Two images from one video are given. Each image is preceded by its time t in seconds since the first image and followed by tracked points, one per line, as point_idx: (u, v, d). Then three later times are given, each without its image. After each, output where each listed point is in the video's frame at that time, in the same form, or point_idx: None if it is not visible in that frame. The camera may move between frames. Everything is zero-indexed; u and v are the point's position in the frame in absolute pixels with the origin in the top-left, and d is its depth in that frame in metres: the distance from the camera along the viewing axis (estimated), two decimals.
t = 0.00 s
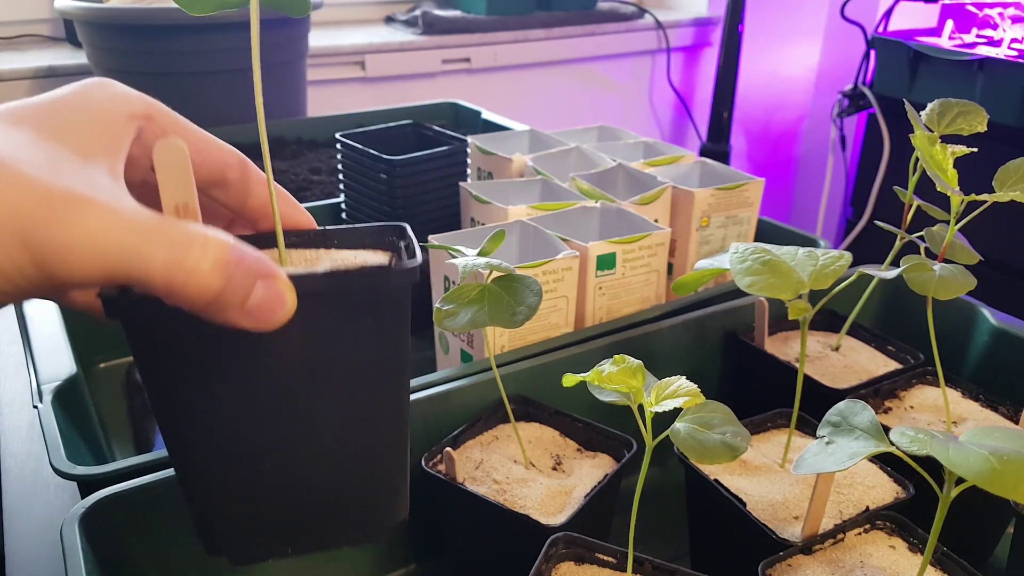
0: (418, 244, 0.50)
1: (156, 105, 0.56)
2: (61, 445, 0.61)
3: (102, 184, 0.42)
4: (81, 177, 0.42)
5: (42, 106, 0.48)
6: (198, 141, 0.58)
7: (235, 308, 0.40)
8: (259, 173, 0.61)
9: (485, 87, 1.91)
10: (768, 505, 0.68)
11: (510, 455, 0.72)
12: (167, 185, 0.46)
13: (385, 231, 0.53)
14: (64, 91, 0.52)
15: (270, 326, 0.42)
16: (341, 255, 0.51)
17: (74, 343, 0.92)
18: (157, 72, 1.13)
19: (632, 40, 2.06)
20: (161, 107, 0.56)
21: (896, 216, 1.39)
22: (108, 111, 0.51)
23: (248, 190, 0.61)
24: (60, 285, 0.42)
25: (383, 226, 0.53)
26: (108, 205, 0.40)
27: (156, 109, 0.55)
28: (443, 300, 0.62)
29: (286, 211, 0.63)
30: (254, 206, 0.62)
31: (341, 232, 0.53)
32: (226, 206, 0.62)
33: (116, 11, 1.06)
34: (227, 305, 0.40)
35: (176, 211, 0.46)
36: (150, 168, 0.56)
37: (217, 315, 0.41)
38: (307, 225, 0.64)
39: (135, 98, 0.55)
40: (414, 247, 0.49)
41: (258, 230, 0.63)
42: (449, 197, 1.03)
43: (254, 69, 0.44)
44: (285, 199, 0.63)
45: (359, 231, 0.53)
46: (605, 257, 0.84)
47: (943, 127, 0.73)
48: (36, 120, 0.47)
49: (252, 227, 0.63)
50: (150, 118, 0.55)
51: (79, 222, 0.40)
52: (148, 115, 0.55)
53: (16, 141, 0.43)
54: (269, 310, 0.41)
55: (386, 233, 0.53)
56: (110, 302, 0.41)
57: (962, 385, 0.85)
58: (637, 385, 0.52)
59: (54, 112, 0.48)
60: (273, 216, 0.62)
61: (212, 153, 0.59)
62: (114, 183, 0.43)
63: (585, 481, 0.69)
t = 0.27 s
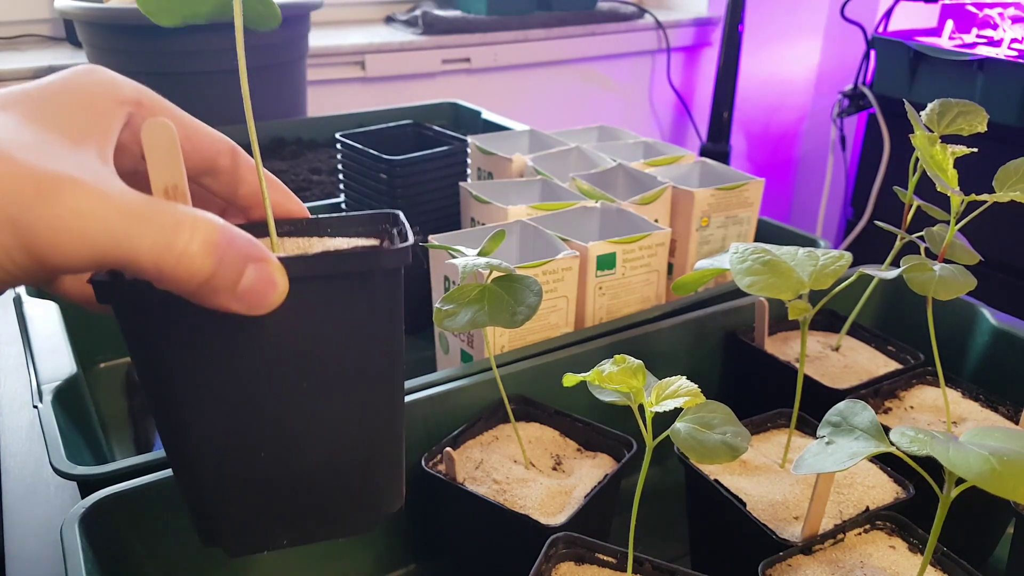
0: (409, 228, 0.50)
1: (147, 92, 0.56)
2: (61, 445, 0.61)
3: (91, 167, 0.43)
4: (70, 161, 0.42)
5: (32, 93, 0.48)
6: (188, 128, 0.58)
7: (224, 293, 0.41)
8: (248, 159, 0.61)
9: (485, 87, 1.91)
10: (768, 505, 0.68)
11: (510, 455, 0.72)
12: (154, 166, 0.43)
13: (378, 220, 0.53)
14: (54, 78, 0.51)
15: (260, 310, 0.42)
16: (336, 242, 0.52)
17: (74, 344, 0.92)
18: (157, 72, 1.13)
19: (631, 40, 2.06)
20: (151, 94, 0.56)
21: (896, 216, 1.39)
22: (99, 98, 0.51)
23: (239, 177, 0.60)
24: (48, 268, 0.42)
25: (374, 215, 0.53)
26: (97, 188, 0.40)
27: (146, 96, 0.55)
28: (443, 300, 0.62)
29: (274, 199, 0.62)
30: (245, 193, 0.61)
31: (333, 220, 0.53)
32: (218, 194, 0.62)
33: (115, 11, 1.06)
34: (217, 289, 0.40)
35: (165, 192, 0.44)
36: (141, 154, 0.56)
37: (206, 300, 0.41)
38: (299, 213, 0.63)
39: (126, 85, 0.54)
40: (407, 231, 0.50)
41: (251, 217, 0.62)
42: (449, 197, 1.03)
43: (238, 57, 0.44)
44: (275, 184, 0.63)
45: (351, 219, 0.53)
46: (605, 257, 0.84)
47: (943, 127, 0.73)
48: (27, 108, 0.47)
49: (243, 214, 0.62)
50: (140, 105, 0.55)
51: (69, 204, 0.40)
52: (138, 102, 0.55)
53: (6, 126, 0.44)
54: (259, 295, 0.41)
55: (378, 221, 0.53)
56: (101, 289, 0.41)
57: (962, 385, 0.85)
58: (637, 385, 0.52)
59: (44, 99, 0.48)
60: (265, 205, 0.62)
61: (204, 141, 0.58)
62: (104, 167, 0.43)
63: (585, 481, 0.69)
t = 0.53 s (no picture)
0: (407, 245, 0.51)
1: (147, 114, 0.56)
2: (61, 445, 0.61)
3: (92, 192, 0.43)
4: (70, 186, 0.43)
5: (31, 114, 0.49)
6: (189, 149, 0.58)
7: (222, 316, 0.41)
8: (250, 183, 0.61)
9: (485, 87, 1.91)
10: (768, 505, 0.68)
11: (510, 455, 0.72)
12: (156, 190, 0.43)
13: (376, 238, 0.53)
14: (55, 99, 0.52)
15: (258, 334, 0.42)
16: (333, 260, 0.52)
17: (74, 344, 0.92)
18: (156, 72, 1.13)
19: (631, 40, 2.06)
20: (152, 116, 0.57)
21: (896, 216, 1.39)
22: (98, 119, 0.52)
23: (240, 198, 0.60)
24: (49, 292, 0.42)
25: (373, 233, 0.53)
26: (96, 213, 0.41)
27: (147, 118, 0.56)
28: (443, 300, 0.62)
29: (274, 218, 0.62)
30: (245, 213, 0.61)
31: (331, 238, 0.53)
32: (219, 214, 0.62)
33: (115, 11, 1.06)
34: (215, 312, 0.40)
35: (165, 218, 0.43)
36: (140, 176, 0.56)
37: (204, 323, 0.41)
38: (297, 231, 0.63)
39: (126, 106, 0.55)
40: (404, 251, 0.50)
41: (249, 236, 0.63)
42: (449, 197, 1.03)
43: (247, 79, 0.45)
44: (274, 204, 0.62)
45: (350, 237, 0.53)
46: (605, 257, 0.84)
47: (943, 127, 0.73)
48: (27, 129, 0.47)
49: (242, 233, 0.63)
50: (140, 126, 0.55)
51: (68, 228, 0.40)
52: (138, 123, 0.55)
53: (7, 150, 0.44)
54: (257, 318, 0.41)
55: (377, 239, 0.53)
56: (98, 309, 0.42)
57: (962, 385, 0.85)
58: (637, 385, 0.52)
59: (44, 120, 0.48)
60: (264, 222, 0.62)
61: (205, 161, 0.58)
62: (103, 192, 0.44)
63: (585, 481, 0.69)
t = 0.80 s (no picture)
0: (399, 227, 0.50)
1: (135, 91, 0.56)
2: (60, 445, 0.61)
3: (80, 166, 0.43)
4: (59, 161, 0.43)
5: (19, 93, 0.49)
6: (179, 128, 0.58)
7: (214, 290, 0.41)
8: (239, 158, 0.61)
9: (484, 87, 1.91)
10: (768, 505, 0.68)
11: (510, 455, 0.72)
12: (147, 164, 0.43)
13: (369, 218, 0.52)
14: (44, 77, 0.52)
15: (251, 306, 0.42)
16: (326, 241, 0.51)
17: (74, 344, 0.92)
18: (156, 72, 1.13)
19: (631, 40, 2.06)
20: (140, 92, 0.57)
21: (896, 216, 1.39)
22: (87, 98, 0.52)
23: (230, 177, 0.60)
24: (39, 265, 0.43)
25: (365, 213, 0.52)
26: (86, 186, 0.41)
27: (136, 96, 0.55)
28: (443, 300, 0.62)
29: (266, 199, 0.62)
30: (236, 193, 0.61)
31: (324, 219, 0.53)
32: (210, 194, 0.61)
33: (115, 10, 1.07)
34: (207, 286, 0.41)
35: (156, 190, 0.44)
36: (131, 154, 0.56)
37: (196, 296, 0.41)
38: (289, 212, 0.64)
39: (115, 83, 0.55)
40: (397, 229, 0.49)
41: (241, 217, 0.62)
42: (449, 197, 1.03)
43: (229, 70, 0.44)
44: (265, 184, 0.63)
45: (343, 217, 0.52)
46: (605, 257, 0.84)
47: (942, 127, 0.73)
48: (18, 108, 0.47)
49: (234, 214, 0.62)
50: (129, 103, 0.55)
51: (57, 201, 0.40)
52: (127, 100, 0.55)
53: None
54: (250, 291, 0.41)
55: (369, 220, 0.52)
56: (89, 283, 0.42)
57: (962, 385, 0.85)
58: (637, 385, 0.52)
59: (33, 99, 0.49)
60: (255, 203, 0.62)
61: (194, 140, 0.58)
62: (92, 166, 0.44)
63: (585, 481, 0.69)
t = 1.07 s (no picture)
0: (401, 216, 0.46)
1: (133, 80, 0.56)
2: (60, 445, 0.61)
3: (78, 151, 0.43)
4: (55, 145, 0.43)
5: (18, 82, 0.49)
6: (179, 120, 0.58)
7: (213, 271, 0.41)
8: (242, 154, 0.61)
9: (484, 87, 1.91)
10: (768, 505, 0.68)
11: (510, 455, 0.72)
12: (144, 143, 0.43)
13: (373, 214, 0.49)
14: (41, 66, 0.52)
15: (251, 288, 0.42)
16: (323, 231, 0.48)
17: (74, 344, 0.92)
18: (156, 72, 1.13)
19: (631, 40, 2.06)
20: (138, 82, 0.56)
21: (896, 216, 1.39)
22: (85, 85, 0.52)
23: (231, 170, 0.60)
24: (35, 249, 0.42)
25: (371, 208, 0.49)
26: (84, 168, 0.41)
27: (136, 86, 0.55)
28: (443, 300, 0.62)
29: (268, 193, 0.62)
30: (238, 185, 0.61)
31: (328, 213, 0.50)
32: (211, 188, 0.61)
33: (115, 11, 1.07)
34: (206, 266, 0.40)
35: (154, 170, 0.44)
36: (129, 144, 0.56)
37: (194, 277, 0.41)
38: (290, 205, 0.63)
39: (113, 72, 0.55)
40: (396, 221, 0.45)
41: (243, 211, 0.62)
42: (449, 197, 1.03)
43: (236, 66, 0.43)
44: (267, 176, 0.62)
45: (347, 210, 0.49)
46: (605, 257, 0.84)
47: (943, 127, 0.73)
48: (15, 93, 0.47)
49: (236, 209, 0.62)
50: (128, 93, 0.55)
51: (54, 182, 0.40)
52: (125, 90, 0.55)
53: None
54: (250, 271, 0.41)
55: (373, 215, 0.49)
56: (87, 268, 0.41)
57: (962, 385, 0.85)
58: (637, 385, 0.52)
59: (31, 88, 0.49)
60: (257, 196, 0.61)
61: (195, 132, 0.58)
62: (90, 151, 0.44)
63: (585, 481, 0.69)
